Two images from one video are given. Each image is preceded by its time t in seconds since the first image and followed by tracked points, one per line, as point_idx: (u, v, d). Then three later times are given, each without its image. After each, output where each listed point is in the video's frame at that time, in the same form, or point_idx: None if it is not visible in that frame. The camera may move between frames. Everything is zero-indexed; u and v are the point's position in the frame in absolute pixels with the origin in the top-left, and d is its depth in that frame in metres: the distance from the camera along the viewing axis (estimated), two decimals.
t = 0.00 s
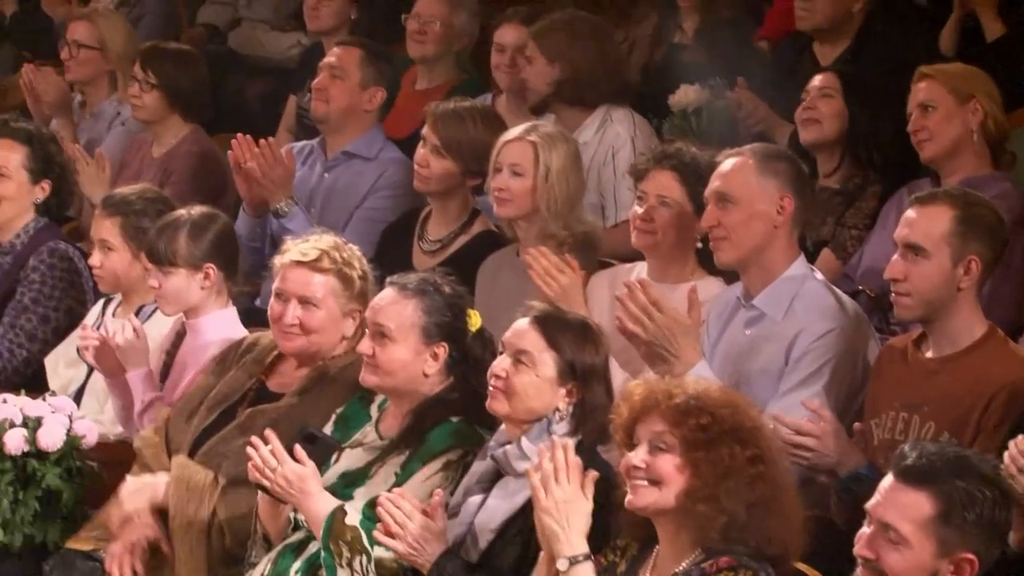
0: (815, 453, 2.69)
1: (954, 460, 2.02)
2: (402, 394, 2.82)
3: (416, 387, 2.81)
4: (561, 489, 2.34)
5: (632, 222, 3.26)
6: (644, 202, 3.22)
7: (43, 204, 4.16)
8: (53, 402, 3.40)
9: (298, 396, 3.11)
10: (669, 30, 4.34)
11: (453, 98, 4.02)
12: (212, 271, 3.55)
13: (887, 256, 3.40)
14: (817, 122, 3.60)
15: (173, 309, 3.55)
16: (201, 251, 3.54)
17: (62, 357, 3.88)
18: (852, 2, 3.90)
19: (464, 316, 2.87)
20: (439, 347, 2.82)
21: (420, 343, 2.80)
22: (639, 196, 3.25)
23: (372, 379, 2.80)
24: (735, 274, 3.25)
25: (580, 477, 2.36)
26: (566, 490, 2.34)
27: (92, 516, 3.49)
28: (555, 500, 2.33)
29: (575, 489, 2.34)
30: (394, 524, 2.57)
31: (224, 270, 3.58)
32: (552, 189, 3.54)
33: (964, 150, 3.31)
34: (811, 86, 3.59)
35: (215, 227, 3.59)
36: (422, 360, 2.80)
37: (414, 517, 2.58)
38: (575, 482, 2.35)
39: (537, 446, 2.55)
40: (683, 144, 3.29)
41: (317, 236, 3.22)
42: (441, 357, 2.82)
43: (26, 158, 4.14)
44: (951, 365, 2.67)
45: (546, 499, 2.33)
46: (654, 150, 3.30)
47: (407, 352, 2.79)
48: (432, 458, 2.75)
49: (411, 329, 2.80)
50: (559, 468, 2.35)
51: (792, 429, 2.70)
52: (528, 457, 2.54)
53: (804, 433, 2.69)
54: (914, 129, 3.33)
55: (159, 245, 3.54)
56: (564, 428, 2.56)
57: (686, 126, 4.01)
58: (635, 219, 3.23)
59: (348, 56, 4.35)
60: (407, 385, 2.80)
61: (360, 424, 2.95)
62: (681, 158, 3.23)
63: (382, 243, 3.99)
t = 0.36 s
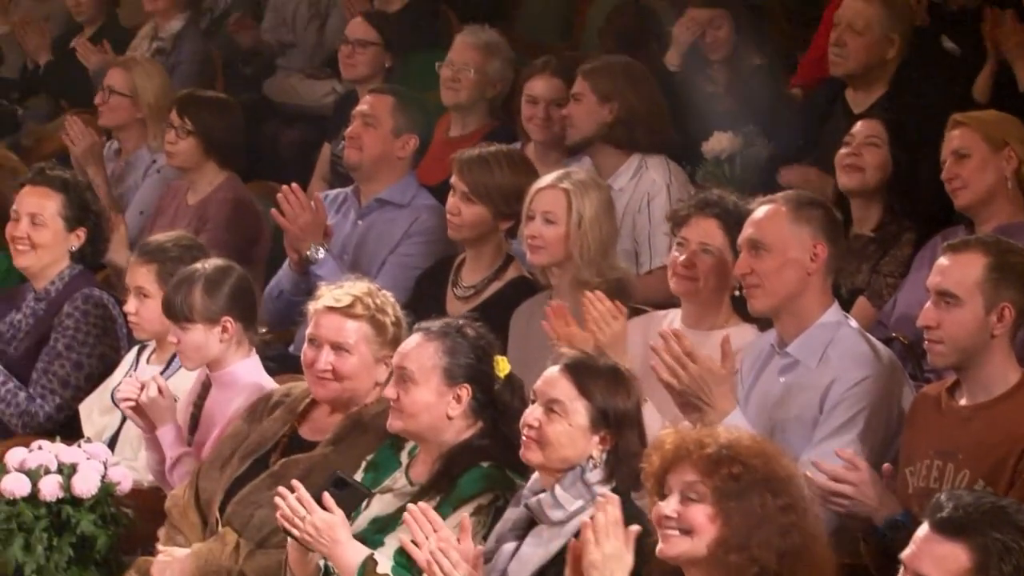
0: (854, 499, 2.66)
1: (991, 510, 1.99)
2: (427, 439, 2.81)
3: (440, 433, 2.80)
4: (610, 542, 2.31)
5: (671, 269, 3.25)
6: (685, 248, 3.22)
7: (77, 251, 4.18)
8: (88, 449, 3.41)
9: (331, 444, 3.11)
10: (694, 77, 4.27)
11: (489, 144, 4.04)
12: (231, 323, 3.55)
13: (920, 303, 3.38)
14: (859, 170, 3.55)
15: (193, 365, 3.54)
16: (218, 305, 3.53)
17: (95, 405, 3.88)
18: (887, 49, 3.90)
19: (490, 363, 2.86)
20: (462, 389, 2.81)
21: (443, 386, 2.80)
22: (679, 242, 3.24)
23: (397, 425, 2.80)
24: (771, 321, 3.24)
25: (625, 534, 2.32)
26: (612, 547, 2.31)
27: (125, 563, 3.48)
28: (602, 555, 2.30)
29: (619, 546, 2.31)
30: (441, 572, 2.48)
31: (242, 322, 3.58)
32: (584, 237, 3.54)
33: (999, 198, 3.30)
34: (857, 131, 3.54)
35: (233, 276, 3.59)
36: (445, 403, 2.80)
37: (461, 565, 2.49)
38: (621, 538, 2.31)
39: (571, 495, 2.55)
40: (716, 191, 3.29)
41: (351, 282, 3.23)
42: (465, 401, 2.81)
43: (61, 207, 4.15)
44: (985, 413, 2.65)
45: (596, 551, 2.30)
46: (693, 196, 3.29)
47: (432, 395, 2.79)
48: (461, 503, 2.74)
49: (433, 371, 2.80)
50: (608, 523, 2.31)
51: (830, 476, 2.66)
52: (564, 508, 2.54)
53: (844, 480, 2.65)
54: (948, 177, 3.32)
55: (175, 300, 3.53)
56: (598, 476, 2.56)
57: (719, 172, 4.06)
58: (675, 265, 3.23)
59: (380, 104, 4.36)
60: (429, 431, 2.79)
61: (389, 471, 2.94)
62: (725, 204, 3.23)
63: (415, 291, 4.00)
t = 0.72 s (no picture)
0: (876, 537, 2.63)
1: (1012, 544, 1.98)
2: (439, 472, 2.81)
3: (442, 459, 2.79)
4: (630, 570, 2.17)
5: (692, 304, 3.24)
6: (705, 284, 3.21)
7: (98, 285, 4.20)
8: (108, 483, 3.35)
9: (350, 477, 3.10)
10: (714, 110, 4.33)
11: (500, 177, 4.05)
12: (245, 362, 3.55)
13: (940, 337, 3.36)
14: (878, 207, 3.53)
15: (210, 405, 3.54)
16: (229, 347, 3.53)
17: (115, 439, 3.89)
18: (902, 81, 3.92)
19: (499, 397, 2.82)
20: (457, 413, 2.79)
21: (438, 409, 2.79)
22: (700, 278, 3.23)
23: (404, 457, 2.80)
24: (791, 354, 3.23)
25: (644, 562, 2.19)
26: (632, 575, 2.17)
27: None
28: None
29: None
30: None
31: (255, 360, 3.57)
32: (604, 271, 3.53)
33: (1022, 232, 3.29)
34: (876, 166, 3.51)
35: (240, 315, 3.59)
36: (440, 427, 2.78)
37: None
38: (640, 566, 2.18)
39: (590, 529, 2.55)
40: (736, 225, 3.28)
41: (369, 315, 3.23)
42: (459, 425, 2.79)
43: (82, 241, 4.16)
44: (1005, 448, 2.63)
45: None
46: (711, 231, 3.28)
47: (427, 419, 2.79)
48: (477, 531, 2.72)
49: (428, 395, 2.80)
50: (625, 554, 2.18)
51: (856, 512, 2.63)
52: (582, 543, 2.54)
53: (870, 517, 2.62)
54: (969, 211, 3.31)
55: (186, 344, 3.51)
56: (617, 510, 2.56)
57: (740, 209, 4.09)
58: (696, 301, 3.21)
59: (400, 138, 4.38)
60: (429, 458, 2.79)
61: (408, 503, 2.94)
62: (744, 239, 3.22)
63: (437, 325, 3.99)
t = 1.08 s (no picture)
0: (889, 565, 2.62)
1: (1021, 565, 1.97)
2: (445, 495, 2.79)
3: (446, 484, 2.78)
4: None
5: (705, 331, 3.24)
6: (718, 311, 3.20)
7: (112, 310, 4.21)
8: (121, 508, 3.35)
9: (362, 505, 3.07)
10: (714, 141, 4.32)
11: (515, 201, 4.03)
12: (266, 386, 3.54)
13: (955, 363, 3.36)
14: (891, 233, 3.53)
15: (233, 430, 3.54)
16: (250, 368, 3.53)
17: (129, 463, 3.89)
18: (907, 105, 3.93)
19: (500, 415, 2.83)
20: (459, 436, 2.78)
21: (440, 433, 2.79)
22: (712, 305, 3.23)
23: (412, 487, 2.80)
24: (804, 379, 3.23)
25: None
26: None
27: None
28: None
29: None
30: None
31: (276, 383, 3.56)
32: (618, 295, 3.53)
33: None
34: (887, 194, 3.53)
35: (261, 338, 3.59)
36: (443, 450, 2.78)
37: None
38: None
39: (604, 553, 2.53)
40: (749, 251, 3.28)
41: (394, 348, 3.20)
42: (462, 449, 2.78)
43: (96, 266, 4.17)
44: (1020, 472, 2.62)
45: None
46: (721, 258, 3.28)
47: (432, 444, 2.79)
48: (485, 548, 2.70)
49: (429, 420, 2.81)
50: None
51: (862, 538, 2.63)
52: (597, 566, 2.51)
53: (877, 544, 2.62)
54: (983, 236, 3.31)
55: (208, 369, 3.52)
56: (631, 534, 2.55)
57: (754, 231, 4.16)
58: (709, 327, 3.21)
59: (414, 163, 4.38)
60: (436, 485, 2.78)
61: (416, 527, 2.92)
62: (755, 264, 3.21)
63: (449, 350, 3.99)
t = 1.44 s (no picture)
0: None
1: None
2: (459, 519, 2.79)
3: (465, 508, 2.78)
4: None
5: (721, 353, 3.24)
6: (734, 333, 3.20)
7: (126, 335, 4.22)
8: (136, 532, 3.35)
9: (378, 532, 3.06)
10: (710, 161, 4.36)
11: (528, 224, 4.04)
12: (286, 406, 3.55)
13: (969, 387, 3.37)
14: (903, 257, 3.52)
15: (251, 450, 3.54)
16: (269, 389, 3.53)
17: (142, 488, 3.90)
18: (908, 129, 3.94)
19: (517, 440, 2.83)
20: (477, 461, 2.79)
21: (457, 458, 2.80)
22: (728, 326, 3.23)
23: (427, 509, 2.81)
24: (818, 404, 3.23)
25: None
26: None
27: None
28: None
29: None
30: None
31: (295, 404, 3.57)
32: (631, 319, 3.53)
33: None
34: (900, 218, 3.53)
35: (280, 358, 3.59)
36: (461, 475, 2.79)
37: None
38: None
39: None
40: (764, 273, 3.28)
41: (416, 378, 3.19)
42: (479, 473, 2.79)
43: (110, 291, 4.19)
44: None
45: None
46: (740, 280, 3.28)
47: (449, 469, 2.79)
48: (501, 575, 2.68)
49: (447, 445, 2.81)
50: None
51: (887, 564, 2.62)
52: None
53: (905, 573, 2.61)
54: (996, 260, 3.31)
55: (227, 388, 3.53)
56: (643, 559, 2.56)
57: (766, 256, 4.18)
58: (724, 350, 3.21)
59: (427, 187, 4.40)
60: (452, 507, 2.78)
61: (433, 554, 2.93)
62: (771, 287, 3.22)
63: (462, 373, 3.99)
